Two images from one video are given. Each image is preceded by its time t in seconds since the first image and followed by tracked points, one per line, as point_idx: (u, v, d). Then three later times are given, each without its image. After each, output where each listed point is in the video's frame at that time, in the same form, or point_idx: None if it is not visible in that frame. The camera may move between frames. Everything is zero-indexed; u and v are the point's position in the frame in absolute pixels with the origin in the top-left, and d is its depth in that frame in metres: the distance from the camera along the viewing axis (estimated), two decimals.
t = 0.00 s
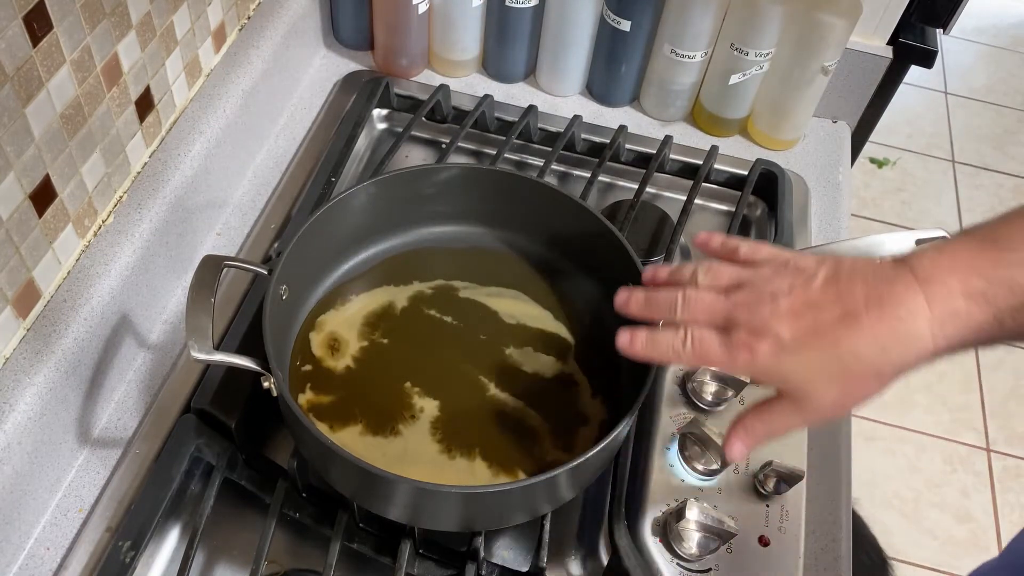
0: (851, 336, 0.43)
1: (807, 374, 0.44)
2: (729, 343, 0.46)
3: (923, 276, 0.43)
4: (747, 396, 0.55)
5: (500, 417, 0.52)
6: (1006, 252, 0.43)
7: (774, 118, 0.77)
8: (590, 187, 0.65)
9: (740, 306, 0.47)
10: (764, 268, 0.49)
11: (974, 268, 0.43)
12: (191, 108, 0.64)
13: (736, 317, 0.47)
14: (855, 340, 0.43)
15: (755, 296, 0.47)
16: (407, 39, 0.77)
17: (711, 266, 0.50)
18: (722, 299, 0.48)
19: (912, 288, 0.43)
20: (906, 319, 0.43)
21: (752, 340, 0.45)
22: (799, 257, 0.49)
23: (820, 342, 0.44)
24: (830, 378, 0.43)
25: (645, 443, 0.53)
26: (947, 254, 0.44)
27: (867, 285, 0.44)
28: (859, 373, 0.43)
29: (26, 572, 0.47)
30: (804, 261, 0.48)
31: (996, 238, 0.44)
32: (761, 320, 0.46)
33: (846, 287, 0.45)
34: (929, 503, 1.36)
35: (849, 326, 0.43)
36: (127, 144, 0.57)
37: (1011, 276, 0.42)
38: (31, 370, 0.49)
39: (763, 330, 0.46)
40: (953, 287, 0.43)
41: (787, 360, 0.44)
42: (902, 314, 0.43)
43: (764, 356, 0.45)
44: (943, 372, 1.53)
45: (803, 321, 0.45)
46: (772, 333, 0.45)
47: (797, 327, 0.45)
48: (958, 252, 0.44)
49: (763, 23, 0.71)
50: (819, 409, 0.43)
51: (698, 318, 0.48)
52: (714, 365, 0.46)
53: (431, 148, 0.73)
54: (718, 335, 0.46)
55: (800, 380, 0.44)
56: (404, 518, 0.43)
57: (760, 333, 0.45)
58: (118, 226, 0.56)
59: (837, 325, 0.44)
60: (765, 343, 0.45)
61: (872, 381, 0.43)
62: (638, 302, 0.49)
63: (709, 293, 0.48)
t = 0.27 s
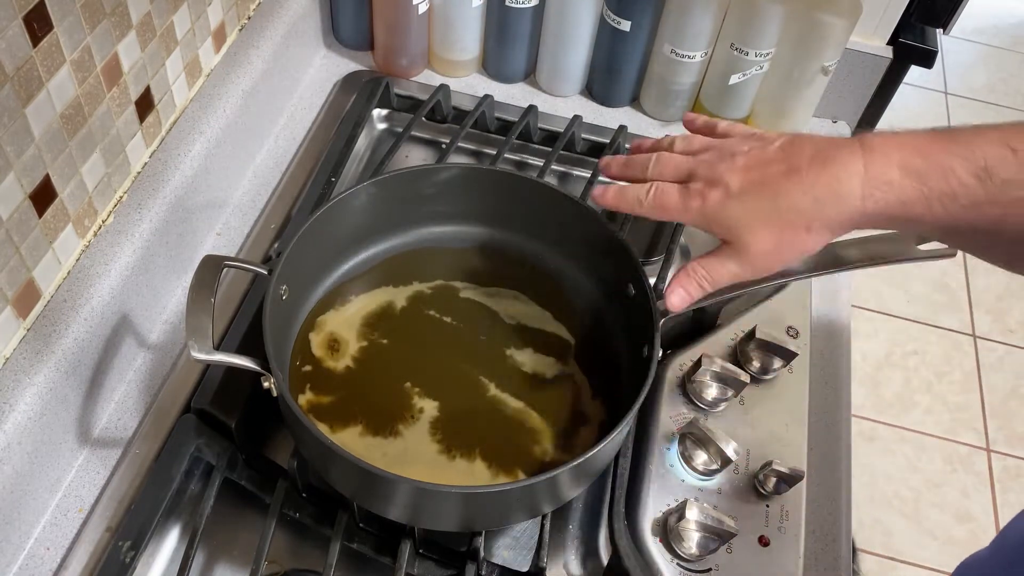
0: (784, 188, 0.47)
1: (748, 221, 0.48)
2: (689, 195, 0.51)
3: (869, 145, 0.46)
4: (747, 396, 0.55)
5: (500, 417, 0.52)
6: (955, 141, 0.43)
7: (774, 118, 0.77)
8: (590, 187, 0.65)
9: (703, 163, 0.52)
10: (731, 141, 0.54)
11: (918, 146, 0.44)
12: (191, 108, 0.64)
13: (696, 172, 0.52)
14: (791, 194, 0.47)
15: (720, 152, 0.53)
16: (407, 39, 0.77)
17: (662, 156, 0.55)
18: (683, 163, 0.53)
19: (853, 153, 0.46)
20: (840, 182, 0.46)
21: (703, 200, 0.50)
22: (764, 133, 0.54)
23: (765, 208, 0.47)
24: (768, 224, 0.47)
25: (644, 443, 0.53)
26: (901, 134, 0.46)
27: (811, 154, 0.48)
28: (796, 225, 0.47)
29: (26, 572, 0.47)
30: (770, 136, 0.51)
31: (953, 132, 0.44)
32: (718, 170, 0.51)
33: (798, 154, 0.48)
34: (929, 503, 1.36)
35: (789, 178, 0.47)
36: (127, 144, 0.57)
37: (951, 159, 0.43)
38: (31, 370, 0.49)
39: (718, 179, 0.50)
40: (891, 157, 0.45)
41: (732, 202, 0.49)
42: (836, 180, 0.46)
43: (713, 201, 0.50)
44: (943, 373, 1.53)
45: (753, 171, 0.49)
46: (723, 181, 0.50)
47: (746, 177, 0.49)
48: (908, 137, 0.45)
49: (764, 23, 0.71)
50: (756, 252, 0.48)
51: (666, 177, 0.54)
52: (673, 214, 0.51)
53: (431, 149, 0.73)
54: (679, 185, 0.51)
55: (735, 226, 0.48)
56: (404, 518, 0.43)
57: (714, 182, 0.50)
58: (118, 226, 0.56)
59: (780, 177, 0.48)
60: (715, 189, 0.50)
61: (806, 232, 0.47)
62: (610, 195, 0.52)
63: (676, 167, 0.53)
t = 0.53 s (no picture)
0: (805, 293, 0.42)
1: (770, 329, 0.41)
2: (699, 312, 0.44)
3: (888, 239, 0.42)
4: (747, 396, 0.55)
5: (500, 418, 0.52)
6: (970, 215, 0.41)
7: (774, 118, 0.77)
8: (590, 187, 0.65)
9: (710, 288, 0.45)
10: (728, 248, 0.47)
11: (936, 227, 0.41)
12: (191, 108, 0.64)
13: (707, 299, 0.45)
14: (824, 309, 0.41)
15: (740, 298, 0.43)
16: (407, 39, 0.77)
17: (655, 285, 0.47)
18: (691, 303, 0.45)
19: (876, 253, 0.41)
20: (871, 282, 0.41)
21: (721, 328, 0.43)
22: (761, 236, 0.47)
23: (789, 317, 0.41)
24: (804, 345, 0.41)
25: (644, 442, 0.53)
26: (912, 217, 0.42)
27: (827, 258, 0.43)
28: (833, 339, 0.41)
29: (26, 572, 0.47)
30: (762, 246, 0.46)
31: (961, 203, 0.42)
32: (731, 296, 0.44)
33: (809, 258, 0.43)
34: (929, 503, 1.36)
35: (816, 292, 0.41)
36: (127, 144, 0.57)
37: (972, 238, 0.40)
38: (31, 370, 0.49)
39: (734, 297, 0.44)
40: (917, 251, 0.41)
41: (761, 334, 0.42)
42: (861, 282, 0.41)
43: (737, 331, 0.42)
44: (943, 373, 1.53)
45: (772, 293, 0.43)
46: (744, 307, 0.43)
47: (768, 300, 0.43)
48: (919, 217, 0.42)
49: (764, 23, 0.71)
50: (795, 378, 0.40)
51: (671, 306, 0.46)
52: (693, 350, 0.43)
53: (431, 148, 0.73)
54: (689, 316, 0.44)
55: (767, 351, 0.41)
56: (404, 518, 0.43)
57: (733, 308, 0.43)
58: (118, 226, 0.56)
59: (805, 293, 0.42)
60: (738, 318, 0.42)
61: (845, 347, 0.41)
62: (605, 301, 0.48)
63: (678, 294, 0.46)
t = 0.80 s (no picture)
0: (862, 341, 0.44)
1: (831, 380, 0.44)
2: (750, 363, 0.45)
3: (938, 277, 0.44)
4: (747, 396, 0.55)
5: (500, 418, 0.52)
6: (1016, 244, 0.43)
7: (774, 118, 0.77)
8: (590, 187, 0.65)
9: (757, 332, 0.46)
10: (768, 286, 0.49)
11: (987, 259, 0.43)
12: (191, 108, 0.64)
13: (754, 343, 0.46)
14: (882, 355, 0.44)
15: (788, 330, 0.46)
16: (407, 39, 0.77)
17: (695, 329, 0.47)
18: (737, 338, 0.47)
19: (930, 291, 0.44)
20: (928, 325, 0.43)
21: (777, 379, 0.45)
22: (801, 273, 0.49)
23: (847, 365, 0.44)
24: (862, 394, 0.44)
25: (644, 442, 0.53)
26: (958, 251, 0.44)
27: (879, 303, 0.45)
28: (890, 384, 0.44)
29: (26, 572, 0.47)
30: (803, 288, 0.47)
31: (1000, 229, 0.44)
32: (783, 343, 0.45)
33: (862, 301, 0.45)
34: (929, 503, 1.36)
35: (874, 338, 0.44)
36: (127, 144, 0.57)
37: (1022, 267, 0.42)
38: (31, 370, 0.48)
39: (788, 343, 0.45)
40: (968, 285, 0.43)
41: (819, 381, 0.44)
42: (914, 328, 0.44)
43: (793, 380, 0.44)
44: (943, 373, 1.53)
45: (827, 338, 0.45)
46: (796, 354, 0.45)
47: (822, 345, 0.45)
48: (969, 247, 0.44)
49: (764, 23, 0.71)
50: (849, 422, 0.44)
51: (714, 352, 0.47)
52: (743, 399, 0.45)
53: (431, 149, 0.73)
54: (739, 364, 0.46)
55: (828, 402, 0.44)
56: (404, 518, 0.43)
57: (785, 357, 0.45)
58: (118, 226, 0.56)
59: (860, 339, 0.44)
60: (792, 367, 0.44)
61: (900, 390, 0.44)
62: (638, 348, 0.47)
63: (724, 337, 0.47)
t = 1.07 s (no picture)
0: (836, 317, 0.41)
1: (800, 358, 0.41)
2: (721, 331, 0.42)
3: (916, 266, 0.42)
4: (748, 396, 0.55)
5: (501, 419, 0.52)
6: (995, 240, 0.42)
7: (774, 118, 0.77)
8: (590, 187, 0.65)
9: (730, 301, 0.44)
10: (744, 261, 0.47)
11: (965, 254, 0.42)
12: (191, 108, 0.64)
13: (726, 313, 0.43)
14: (855, 336, 0.41)
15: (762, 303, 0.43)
16: (407, 39, 0.77)
17: (669, 294, 0.45)
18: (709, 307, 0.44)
19: (907, 278, 0.42)
20: (903, 312, 0.41)
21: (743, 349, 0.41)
22: (779, 251, 0.47)
23: (818, 344, 0.41)
24: (828, 374, 0.41)
25: (645, 442, 0.53)
26: (937, 245, 0.43)
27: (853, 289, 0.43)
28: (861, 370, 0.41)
29: (26, 572, 0.47)
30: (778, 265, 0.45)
31: (982, 224, 0.42)
32: (754, 313, 0.43)
33: (837, 282, 0.43)
34: (929, 503, 1.36)
35: (850, 317, 0.41)
36: (127, 144, 0.57)
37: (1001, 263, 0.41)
38: (31, 370, 0.49)
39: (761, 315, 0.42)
40: (946, 278, 0.42)
41: (785, 355, 0.41)
42: (889, 316, 0.41)
43: (761, 351, 0.41)
44: (943, 373, 1.53)
45: (801, 313, 0.42)
46: (767, 326, 0.42)
47: (796, 319, 0.42)
48: (949, 240, 0.43)
49: (764, 23, 0.71)
50: (815, 402, 0.41)
51: (684, 317, 0.44)
52: (708, 366, 0.42)
53: (431, 149, 0.73)
54: (707, 330, 0.43)
55: (793, 376, 0.41)
56: (404, 518, 0.43)
57: (755, 326, 0.42)
58: (117, 226, 0.56)
59: (835, 317, 0.41)
60: (763, 338, 0.41)
61: (869, 377, 0.41)
62: (618, 345, 0.43)
63: (699, 304, 0.44)
